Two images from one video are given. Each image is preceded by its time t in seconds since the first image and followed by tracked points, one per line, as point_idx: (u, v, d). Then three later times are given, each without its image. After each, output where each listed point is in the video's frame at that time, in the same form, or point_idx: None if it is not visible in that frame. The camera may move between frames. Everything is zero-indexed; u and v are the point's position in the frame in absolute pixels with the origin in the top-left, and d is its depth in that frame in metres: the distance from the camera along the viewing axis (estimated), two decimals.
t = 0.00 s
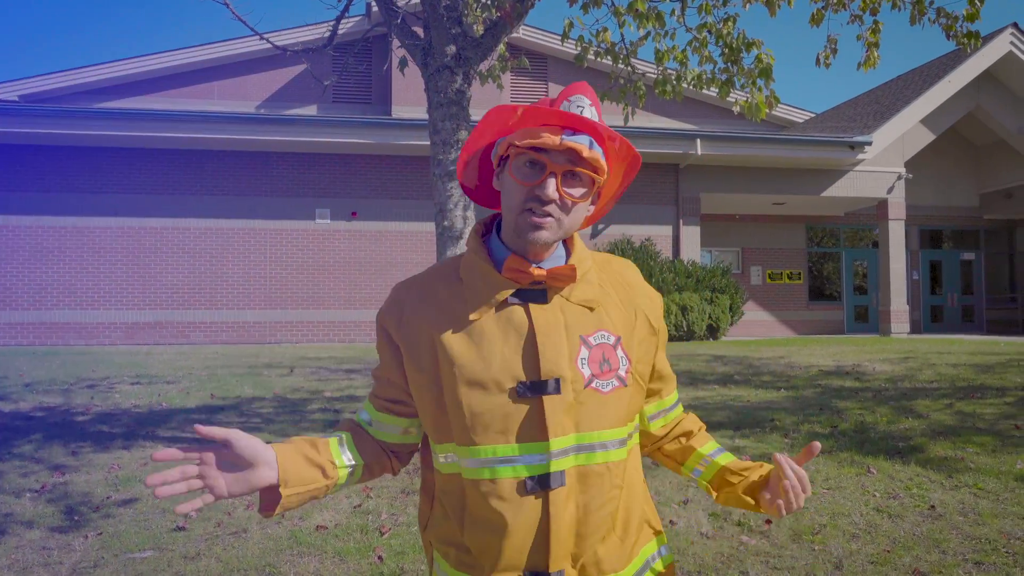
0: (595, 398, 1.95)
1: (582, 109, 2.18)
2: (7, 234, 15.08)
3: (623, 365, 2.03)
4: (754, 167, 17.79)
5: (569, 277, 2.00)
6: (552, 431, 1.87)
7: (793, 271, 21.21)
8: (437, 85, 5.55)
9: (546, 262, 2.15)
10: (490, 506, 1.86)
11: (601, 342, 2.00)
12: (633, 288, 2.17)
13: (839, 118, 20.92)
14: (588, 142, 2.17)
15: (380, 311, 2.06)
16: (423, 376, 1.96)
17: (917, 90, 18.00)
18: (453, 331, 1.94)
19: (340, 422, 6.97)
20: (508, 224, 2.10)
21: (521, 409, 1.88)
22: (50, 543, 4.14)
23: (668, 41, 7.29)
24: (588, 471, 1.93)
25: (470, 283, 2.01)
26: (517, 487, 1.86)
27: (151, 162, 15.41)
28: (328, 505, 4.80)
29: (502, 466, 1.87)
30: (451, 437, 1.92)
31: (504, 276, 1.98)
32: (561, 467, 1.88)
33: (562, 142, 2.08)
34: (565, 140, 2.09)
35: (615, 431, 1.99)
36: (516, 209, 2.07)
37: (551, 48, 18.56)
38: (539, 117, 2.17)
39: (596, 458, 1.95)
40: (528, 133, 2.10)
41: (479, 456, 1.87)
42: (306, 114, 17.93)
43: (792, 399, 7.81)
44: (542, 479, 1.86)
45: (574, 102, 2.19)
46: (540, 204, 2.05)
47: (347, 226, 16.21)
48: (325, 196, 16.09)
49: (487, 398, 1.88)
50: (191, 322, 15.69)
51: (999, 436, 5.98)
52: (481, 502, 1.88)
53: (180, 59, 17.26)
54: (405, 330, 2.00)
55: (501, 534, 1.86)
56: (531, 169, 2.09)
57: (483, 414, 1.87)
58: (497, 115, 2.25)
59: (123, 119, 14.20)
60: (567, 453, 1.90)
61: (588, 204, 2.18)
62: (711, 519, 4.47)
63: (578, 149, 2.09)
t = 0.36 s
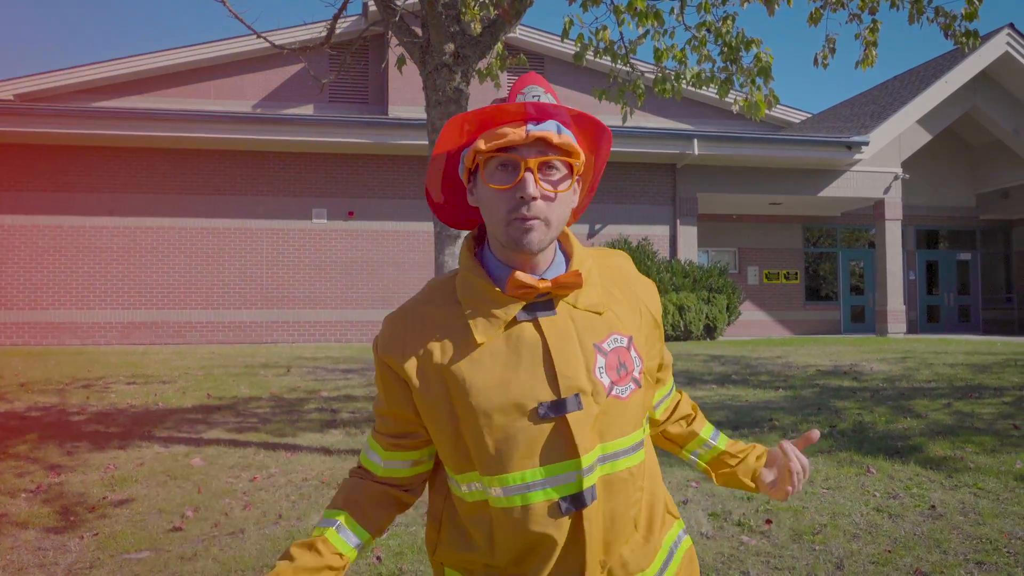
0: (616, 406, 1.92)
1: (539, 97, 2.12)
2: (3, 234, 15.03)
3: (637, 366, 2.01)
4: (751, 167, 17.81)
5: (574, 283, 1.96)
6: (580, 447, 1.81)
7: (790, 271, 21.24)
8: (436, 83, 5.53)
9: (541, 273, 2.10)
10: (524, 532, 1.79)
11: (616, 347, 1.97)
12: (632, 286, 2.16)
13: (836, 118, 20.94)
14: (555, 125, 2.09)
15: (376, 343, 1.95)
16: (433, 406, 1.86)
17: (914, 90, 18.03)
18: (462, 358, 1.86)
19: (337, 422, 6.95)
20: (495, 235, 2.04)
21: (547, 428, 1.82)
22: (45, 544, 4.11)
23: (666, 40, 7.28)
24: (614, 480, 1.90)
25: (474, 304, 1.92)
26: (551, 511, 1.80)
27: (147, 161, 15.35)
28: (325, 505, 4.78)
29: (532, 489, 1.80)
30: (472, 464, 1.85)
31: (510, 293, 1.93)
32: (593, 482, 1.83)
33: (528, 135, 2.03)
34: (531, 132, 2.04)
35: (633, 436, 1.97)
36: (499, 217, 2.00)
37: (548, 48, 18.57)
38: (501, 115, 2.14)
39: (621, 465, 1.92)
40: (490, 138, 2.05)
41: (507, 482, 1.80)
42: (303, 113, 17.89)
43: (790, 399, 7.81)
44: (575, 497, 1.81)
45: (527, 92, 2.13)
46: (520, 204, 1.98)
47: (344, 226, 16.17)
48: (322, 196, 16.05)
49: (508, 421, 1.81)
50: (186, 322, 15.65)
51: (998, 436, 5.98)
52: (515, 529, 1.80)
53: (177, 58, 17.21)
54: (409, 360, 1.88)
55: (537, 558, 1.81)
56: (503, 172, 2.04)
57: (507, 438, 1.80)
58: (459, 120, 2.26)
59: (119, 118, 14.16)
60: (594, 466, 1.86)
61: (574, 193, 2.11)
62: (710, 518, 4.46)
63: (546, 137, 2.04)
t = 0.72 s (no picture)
0: (631, 415, 1.91)
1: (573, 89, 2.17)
2: None
3: (658, 374, 1.98)
4: (748, 167, 17.82)
5: (594, 286, 1.95)
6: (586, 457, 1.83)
7: (787, 271, 21.26)
8: (432, 83, 5.53)
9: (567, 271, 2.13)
10: (529, 533, 1.84)
11: (634, 354, 1.95)
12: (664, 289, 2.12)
13: (833, 118, 20.98)
14: (590, 116, 2.13)
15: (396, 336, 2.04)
16: (448, 401, 1.93)
17: (910, 90, 18.07)
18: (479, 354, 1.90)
19: (334, 422, 6.94)
20: (521, 225, 2.05)
21: (555, 435, 1.85)
22: (40, 546, 4.09)
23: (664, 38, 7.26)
24: (626, 491, 1.90)
25: (491, 301, 1.96)
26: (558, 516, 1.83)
27: (142, 162, 15.31)
28: (322, 506, 4.77)
29: (541, 493, 1.84)
30: (485, 462, 1.90)
31: (525, 292, 1.94)
32: (599, 492, 1.84)
33: (562, 122, 2.07)
34: (565, 120, 2.07)
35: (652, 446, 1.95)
36: (528, 205, 2.02)
37: (545, 48, 18.58)
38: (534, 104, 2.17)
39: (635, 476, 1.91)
40: (525, 125, 2.08)
41: (515, 485, 1.84)
42: (299, 114, 17.85)
43: (788, 399, 7.81)
44: (580, 506, 1.83)
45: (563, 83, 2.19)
46: (552, 193, 2.00)
47: (340, 227, 16.16)
48: (319, 197, 16.03)
49: (515, 423, 1.85)
50: (182, 323, 15.62)
51: (996, 436, 5.98)
52: (521, 529, 1.85)
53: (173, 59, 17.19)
54: (426, 355, 1.96)
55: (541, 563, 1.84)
56: (534, 160, 2.07)
57: (515, 440, 1.84)
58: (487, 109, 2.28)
59: (115, 119, 14.13)
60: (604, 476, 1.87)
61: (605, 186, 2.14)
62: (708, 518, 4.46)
63: (580, 125, 2.06)
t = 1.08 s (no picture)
0: (594, 401, 1.82)
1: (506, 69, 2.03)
2: None
3: (633, 368, 1.85)
4: (745, 167, 17.83)
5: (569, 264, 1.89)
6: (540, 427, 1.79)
7: (784, 271, 21.29)
8: (429, 83, 5.51)
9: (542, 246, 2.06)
10: (473, 493, 1.80)
11: (607, 342, 1.86)
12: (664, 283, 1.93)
13: (829, 119, 21.00)
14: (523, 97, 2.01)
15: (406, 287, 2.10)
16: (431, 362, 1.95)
17: (907, 91, 18.10)
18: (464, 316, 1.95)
19: (331, 423, 6.93)
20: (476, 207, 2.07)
21: (518, 403, 1.84)
22: (36, 547, 4.08)
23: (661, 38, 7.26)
24: (585, 478, 1.79)
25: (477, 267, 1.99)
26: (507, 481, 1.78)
27: (139, 162, 15.29)
28: (319, 506, 4.76)
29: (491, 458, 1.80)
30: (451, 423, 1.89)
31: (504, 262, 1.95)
32: (550, 468, 1.77)
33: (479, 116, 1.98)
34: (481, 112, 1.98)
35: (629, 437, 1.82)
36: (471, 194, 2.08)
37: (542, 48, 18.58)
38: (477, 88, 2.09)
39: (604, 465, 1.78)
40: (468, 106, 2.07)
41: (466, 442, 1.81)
42: (296, 113, 17.83)
43: (786, 399, 7.82)
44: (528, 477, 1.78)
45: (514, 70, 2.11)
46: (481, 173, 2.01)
47: (337, 227, 16.14)
48: (316, 197, 16.00)
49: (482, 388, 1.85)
50: (180, 323, 15.58)
51: (993, 436, 5.99)
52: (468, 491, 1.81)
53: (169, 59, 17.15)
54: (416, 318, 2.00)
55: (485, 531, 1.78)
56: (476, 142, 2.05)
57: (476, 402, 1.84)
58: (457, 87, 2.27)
59: (112, 118, 14.09)
60: (557, 452, 1.79)
61: (546, 163, 1.99)
62: (705, 519, 4.46)
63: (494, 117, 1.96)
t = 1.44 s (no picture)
0: (575, 391, 1.58)
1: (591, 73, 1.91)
2: None
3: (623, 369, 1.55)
4: (742, 169, 17.85)
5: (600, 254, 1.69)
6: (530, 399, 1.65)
7: (781, 272, 21.31)
8: (427, 85, 5.51)
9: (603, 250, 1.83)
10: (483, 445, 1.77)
11: (607, 340, 1.59)
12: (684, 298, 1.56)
13: (827, 120, 21.02)
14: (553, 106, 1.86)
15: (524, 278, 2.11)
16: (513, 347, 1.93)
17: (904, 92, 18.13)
18: (535, 296, 1.91)
19: (329, 424, 6.93)
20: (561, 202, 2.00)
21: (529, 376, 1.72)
22: (34, 549, 4.08)
23: (658, 40, 7.27)
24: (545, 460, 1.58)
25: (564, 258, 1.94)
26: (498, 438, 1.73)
27: (137, 164, 15.29)
28: (316, 508, 4.76)
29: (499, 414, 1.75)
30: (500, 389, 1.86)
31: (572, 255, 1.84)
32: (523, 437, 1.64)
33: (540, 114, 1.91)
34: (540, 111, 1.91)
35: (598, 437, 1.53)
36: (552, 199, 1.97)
37: (540, 49, 18.60)
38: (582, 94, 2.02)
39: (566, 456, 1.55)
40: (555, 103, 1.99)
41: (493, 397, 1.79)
42: (294, 114, 17.84)
43: (782, 400, 7.84)
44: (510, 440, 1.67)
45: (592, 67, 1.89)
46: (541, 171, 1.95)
47: (335, 228, 16.14)
48: (313, 198, 16.00)
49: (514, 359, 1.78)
50: (177, 324, 15.57)
51: (989, 437, 6.01)
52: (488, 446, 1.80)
53: (166, 60, 17.15)
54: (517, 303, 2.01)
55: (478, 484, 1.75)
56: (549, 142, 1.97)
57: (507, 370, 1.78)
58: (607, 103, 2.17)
59: (109, 120, 14.09)
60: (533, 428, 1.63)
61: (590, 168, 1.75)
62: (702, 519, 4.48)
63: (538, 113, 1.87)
